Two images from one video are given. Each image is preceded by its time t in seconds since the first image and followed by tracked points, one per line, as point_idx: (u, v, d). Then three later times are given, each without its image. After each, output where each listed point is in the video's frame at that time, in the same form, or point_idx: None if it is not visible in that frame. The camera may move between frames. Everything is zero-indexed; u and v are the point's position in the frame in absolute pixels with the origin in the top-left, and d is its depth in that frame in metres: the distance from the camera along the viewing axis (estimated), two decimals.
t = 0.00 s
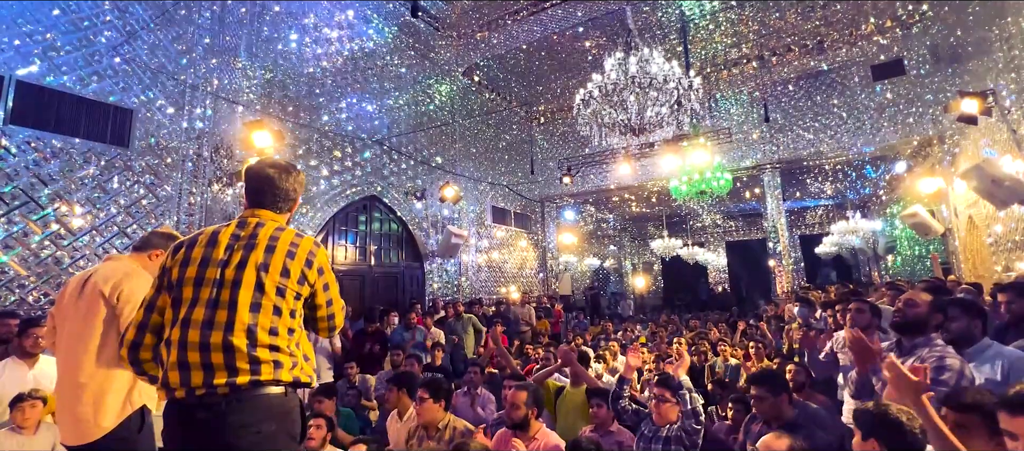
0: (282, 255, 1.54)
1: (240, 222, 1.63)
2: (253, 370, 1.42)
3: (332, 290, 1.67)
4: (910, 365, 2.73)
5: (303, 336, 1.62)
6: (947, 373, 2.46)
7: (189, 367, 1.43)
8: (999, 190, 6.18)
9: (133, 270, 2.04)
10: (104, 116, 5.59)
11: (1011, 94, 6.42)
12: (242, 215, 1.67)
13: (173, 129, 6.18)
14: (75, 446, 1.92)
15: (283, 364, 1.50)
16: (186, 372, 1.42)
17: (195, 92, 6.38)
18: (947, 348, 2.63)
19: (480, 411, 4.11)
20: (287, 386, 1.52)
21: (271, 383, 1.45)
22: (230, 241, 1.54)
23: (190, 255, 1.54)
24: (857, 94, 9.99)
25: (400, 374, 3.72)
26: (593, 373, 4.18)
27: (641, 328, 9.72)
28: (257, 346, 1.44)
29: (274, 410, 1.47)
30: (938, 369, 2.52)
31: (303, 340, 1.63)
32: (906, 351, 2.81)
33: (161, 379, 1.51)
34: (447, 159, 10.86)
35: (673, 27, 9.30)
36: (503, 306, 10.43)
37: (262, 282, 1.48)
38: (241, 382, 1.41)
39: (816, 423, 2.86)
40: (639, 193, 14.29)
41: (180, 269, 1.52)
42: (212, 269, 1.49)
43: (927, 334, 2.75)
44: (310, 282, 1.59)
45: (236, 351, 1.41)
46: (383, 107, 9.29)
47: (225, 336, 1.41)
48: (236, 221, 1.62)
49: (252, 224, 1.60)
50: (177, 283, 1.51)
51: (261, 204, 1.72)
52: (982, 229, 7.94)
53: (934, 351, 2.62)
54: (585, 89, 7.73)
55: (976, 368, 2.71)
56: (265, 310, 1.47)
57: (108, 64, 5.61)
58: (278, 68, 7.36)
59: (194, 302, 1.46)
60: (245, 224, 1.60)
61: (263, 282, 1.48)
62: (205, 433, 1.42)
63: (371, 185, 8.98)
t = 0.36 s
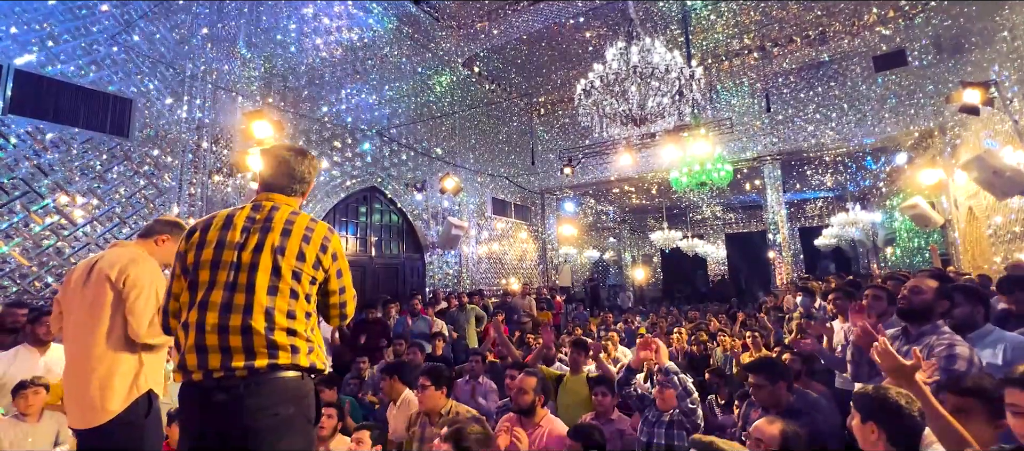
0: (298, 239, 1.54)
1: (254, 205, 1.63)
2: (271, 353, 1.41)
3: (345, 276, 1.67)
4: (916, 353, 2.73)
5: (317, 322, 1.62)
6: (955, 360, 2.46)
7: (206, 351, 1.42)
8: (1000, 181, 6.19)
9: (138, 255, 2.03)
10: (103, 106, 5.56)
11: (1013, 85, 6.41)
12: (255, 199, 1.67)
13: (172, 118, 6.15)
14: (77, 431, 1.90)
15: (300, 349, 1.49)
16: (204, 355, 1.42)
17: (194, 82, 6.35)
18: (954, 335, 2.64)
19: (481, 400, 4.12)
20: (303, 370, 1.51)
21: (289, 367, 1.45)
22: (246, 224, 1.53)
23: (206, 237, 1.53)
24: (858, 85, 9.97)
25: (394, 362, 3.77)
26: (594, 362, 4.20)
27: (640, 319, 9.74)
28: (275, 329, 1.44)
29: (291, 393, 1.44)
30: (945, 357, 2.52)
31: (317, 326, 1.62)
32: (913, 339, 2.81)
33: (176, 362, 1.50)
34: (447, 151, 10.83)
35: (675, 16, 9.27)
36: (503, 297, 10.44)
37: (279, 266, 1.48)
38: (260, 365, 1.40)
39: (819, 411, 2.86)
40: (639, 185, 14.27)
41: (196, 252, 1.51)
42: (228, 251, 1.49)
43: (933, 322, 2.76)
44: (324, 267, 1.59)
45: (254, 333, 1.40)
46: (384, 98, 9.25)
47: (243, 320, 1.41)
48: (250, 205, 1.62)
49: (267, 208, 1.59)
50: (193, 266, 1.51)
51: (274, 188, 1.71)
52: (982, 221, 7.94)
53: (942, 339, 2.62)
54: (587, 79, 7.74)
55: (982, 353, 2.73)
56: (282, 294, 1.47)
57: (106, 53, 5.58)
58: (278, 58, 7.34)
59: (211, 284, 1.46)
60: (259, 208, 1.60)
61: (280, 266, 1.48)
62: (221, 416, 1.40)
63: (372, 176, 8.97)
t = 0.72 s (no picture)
0: (306, 221, 1.52)
1: (262, 187, 1.62)
2: (280, 334, 1.41)
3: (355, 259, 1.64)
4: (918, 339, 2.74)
5: (327, 305, 1.60)
6: (956, 347, 2.48)
7: (214, 329, 1.43)
8: (1000, 171, 6.18)
9: (141, 239, 2.02)
10: (102, 95, 5.53)
11: (1016, 74, 6.41)
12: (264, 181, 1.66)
13: (170, 108, 6.12)
14: (82, 413, 1.89)
15: (310, 330, 1.49)
16: (213, 334, 1.42)
17: (193, 73, 6.32)
18: (955, 321, 2.65)
19: (482, 389, 4.13)
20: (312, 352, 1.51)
21: (298, 348, 1.45)
22: (254, 205, 1.53)
23: (215, 218, 1.54)
24: (859, 77, 9.95)
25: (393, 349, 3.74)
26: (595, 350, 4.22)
27: (640, 311, 9.74)
28: (283, 311, 1.43)
29: (299, 375, 1.44)
30: (947, 344, 2.53)
31: (327, 308, 1.61)
32: (915, 326, 2.81)
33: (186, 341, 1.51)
34: (447, 142, 10.79)
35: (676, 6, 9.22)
36: (503, 289, 10.45)
37: (287, 247, 1.47)
38: (268, 345, 1.40)
39: (820, 398, 2.87)
40: (639, 177, 14.25)
41: (204, 232, 1.52)
42: (236, 232, 1.49)
43: (935, 309, 2.77)
44: (333, 250, 1.57)
45: (263, 314, 1.41)
46: (383, 89, 9.21)
47: (251, 300, 1.41)
48: (259, 186, 1.61)
49: (275, 189, 1.58)
50: (203, 246, 1.52)
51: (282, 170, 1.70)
52: (981, 212, 7.96)
53: (944, 326, 2.63)
54: (588, 68, 7.73)
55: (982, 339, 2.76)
56: (290, 275, 1.46)
57: (103, 41, 5.54)
58: (276, 48, 7.30)
59: (220, 265, 1.47)
60: (267, 188, 1.59)
61: (288, 247, 1.47)
62: (229, 396, 1.40)
63: (372, 167, 8.95)
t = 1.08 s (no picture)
0: (296, 205, 1.47)
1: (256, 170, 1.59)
2: (269, 319, 1.38)
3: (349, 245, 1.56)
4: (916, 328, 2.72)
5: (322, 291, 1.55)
6: (954, 336, 2.46)
7: (203, 313, 1.41)
8: (1000, 163, 6.13)
9: (130, 227, 1.99)
10: (95, 85, 5.49)
11: (1016, 65, 6.37)
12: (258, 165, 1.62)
13: (165, 99, 6.07)
14: (71, 402, 1.87)
15: (301, 316, 1.45)
16: (201, 318, 1.41)
17: (187, 64, 6.27)
18: (954, 311, 2.63)
19: (479, 380, 4.11)
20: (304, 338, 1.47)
21: (288, 333, 1.41)
22: (243, 188, 1.49)
23: (205, 201, 1.51)
24: (860, 68, 9.89)
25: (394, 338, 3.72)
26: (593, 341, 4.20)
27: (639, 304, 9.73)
28: (273, 295, 1.40)
29: (290, 361, 1.40)
30: (944, 333, 2.51)
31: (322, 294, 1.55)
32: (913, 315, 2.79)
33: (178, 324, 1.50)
34: (445, 134, 10.74)
35: None
36: (501, 282, 10.42)
37: (275, 231, 1.42)
38: (257, 331, 1.37)
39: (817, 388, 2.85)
40: (638, 170, 14.20)
41: (195, 215, 1.50)
42: (224, 216, 1.46)
43: (934, 298, 2.75)
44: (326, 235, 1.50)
45: (252, 299, 1.38)
46: (380, 81, 9.14)
47: (239, 284, 1.38)
48: (251, 170, 1.58)
49: (266, 172, 1.54)
50: (194, 230, 1.50)
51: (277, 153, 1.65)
52: (980, 204, 7.94)
53: (943, 315, 2.62)
54: (586, 59, 7.68)
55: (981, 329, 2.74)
56: (278, 259, 1.41)
57: (96, 31, 5.48)
58: (271, 39, 7.24)
59: (208, 248, 1.45)
60: (258, 172, 1.55)
61: (276, 231, 1.43)
62: (218, 382, 1.37)
63: (370, 160, 8.91)
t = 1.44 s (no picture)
0: (275, 187, 1.42)
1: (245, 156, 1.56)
2: (247, 303, 1.34)
3: (333, 226, 1.48)
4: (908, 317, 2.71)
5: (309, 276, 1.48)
6: (944, 325, 2.45)
7: (186, 297, 1.39)
8: (999, 155, 6.10)
9: (116, 215, 1.97)
10: (88, 77, 5.44)
11: (1016, 57, 6.35)
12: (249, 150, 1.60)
13: (159, 92, 6.04)
14: (58, 392, 1.85)
15: (283, 301, 1.40)
16: (184, 301, 1.39)
17: (181, 56, 6.24)
18: (946, 300, 2.62)
19: (474, 371, 4.10)
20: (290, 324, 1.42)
21: (270, 318, 1.37)
22: (227, 174, 1.47)
23: (193, 186, 1.50)
24: (859, 61, 9.84)
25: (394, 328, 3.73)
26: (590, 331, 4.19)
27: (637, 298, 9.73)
28: (250, 279, 1.36)
29: (279, 349, 1.37)
30: (936, 322, 2.51)
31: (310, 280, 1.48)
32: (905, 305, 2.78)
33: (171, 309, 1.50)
34: (443, 128, 10.71)
35: None
36: (499, 276, 10.41)
37: (252, 213, 1.38)
38: (236, 315, 1.34)
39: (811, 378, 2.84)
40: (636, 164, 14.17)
41: (183, 201, 1.49)
42: (207, 200, 1.44)
43: (926, 286, 2.75)
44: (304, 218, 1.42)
45: (231, 282, 1.35)
46: (376, 73, 9.10)
47: (219, 267, 1.36)
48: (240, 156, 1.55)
49: (252, 157, 1.51)
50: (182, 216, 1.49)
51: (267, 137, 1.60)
52: (978, 197, 7.93)
53: (934, 303, 2.60)
54: (583, 51, 7.63)
55: (976, 319, 2.71)
56: (255, 242, 1.37)
57: (88, 22, 5.43)
58: (267, 30, 7.21)
59: (192, 232, 1.43)
60: (245, 156, 1.52)
61: (253, 213, 1.38)
62: (203, 367, 1.34)
63: (368, 153, 8.89)
